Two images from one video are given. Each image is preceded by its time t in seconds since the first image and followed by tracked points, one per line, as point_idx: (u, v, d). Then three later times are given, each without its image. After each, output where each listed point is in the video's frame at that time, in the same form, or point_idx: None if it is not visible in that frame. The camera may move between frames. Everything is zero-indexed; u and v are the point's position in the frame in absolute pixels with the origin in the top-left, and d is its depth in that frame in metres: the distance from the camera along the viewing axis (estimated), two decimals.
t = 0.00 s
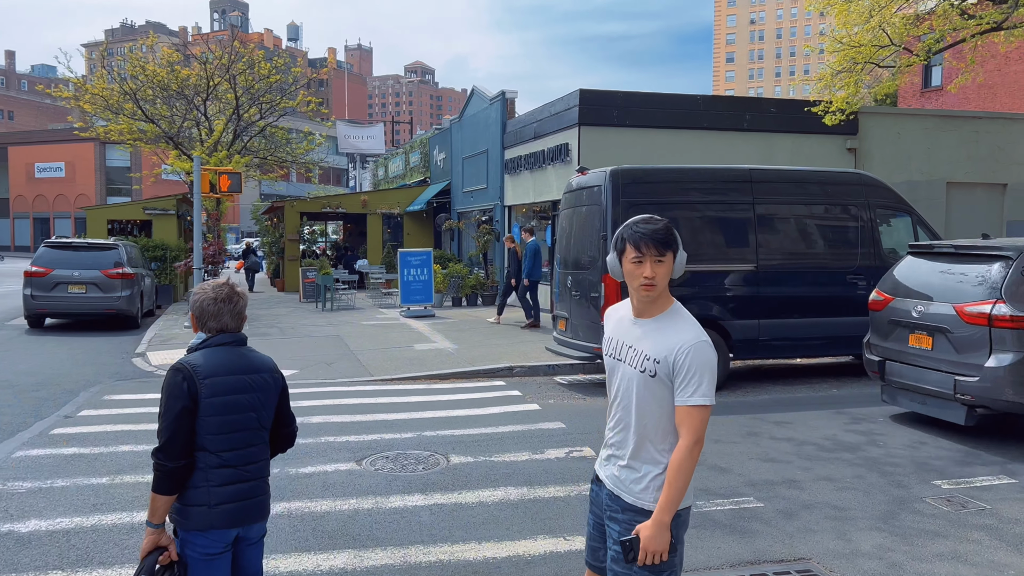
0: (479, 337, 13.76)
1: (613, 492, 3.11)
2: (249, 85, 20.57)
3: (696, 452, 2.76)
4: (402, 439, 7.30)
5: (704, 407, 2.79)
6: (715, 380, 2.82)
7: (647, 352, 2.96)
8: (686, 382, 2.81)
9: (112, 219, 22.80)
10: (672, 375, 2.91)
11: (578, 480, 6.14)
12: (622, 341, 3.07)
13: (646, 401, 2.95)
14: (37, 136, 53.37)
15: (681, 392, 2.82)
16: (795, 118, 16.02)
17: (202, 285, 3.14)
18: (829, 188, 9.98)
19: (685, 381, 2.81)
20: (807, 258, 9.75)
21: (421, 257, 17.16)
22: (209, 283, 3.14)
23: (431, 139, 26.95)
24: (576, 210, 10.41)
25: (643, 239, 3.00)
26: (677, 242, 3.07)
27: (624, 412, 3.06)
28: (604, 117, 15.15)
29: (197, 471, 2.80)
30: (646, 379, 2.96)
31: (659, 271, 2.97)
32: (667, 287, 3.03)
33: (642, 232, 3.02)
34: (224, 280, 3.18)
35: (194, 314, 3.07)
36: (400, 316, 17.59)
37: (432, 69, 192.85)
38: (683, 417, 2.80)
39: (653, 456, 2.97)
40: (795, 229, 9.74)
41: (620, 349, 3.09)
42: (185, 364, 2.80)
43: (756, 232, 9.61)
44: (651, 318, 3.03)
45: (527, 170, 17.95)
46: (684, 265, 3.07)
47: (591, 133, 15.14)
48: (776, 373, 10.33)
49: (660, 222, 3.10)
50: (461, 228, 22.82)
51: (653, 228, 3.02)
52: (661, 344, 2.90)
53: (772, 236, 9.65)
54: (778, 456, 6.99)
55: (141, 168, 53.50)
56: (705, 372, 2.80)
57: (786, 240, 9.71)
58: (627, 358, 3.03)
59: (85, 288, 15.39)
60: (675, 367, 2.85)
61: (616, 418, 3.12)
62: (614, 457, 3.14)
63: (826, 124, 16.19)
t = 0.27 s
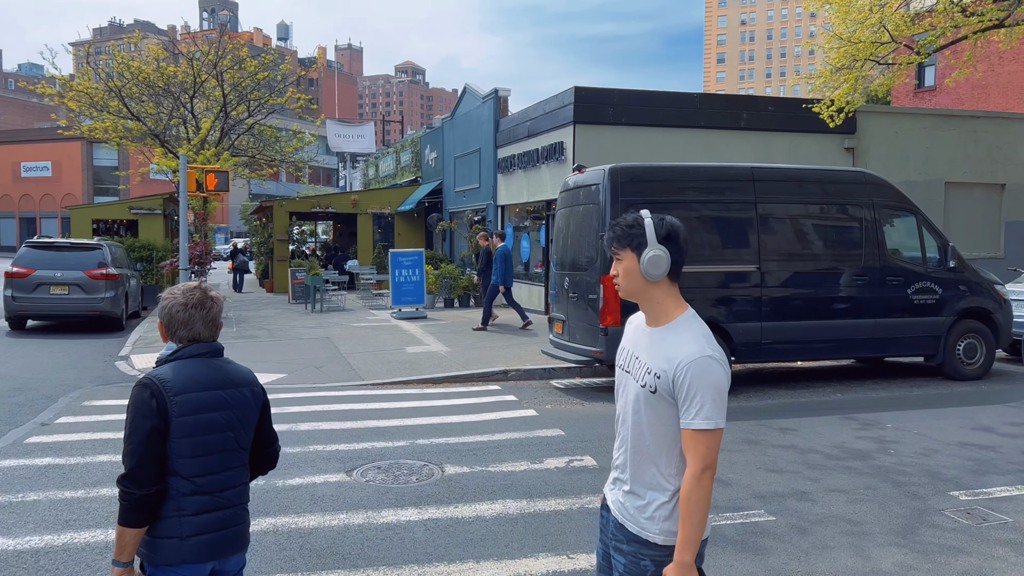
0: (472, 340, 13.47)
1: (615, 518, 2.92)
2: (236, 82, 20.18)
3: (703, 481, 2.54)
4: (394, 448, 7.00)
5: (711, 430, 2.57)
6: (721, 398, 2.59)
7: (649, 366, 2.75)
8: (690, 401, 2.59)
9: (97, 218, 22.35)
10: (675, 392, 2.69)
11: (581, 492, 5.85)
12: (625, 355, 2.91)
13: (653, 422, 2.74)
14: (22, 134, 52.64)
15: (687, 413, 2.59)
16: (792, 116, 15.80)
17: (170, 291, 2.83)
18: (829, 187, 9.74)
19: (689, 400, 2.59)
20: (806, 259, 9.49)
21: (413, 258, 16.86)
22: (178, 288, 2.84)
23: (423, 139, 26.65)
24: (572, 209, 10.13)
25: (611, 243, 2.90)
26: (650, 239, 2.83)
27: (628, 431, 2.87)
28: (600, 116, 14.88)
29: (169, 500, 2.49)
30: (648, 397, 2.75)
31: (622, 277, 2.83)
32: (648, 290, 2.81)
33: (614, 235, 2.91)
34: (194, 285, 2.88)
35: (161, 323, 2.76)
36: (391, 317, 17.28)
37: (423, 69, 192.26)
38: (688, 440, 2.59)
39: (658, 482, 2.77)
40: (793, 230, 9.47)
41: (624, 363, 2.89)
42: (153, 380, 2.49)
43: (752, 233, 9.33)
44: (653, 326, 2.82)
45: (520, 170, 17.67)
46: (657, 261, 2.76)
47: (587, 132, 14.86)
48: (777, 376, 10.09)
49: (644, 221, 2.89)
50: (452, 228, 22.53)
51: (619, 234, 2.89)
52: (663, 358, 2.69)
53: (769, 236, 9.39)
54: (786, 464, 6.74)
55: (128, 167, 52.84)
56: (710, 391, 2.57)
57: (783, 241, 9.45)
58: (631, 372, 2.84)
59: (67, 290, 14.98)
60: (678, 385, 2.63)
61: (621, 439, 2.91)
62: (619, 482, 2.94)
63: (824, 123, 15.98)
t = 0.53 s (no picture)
0: (470, 341, 13.18)
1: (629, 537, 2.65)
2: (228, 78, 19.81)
3: (708, 491, 2.26)
4: (392, 454, 6.69)
5: (718, 434, 2.28)
6: (729, 400, 2.29)
7: (660, 363, 2.49)
8: (695, 401, 2.31)
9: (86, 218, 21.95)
10: (684, 395, 2.41)
11: (590, 500, 5.56)
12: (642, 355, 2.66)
13: (662, 426, 2.48)
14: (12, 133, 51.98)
15: (690, 415, 2.32)
16: (794, 112, 15.56)
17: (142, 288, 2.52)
18: (830, 182, 9.42)
19: (693, 400, 2.31)
20: (804, 257, 9.19)
21: (409, 257, 16.56)
22: (153, 284, 2.53)
23: (417, 137, 26.33)
24: (574, 207, 9.85)
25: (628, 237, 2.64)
26: (661, 223, 2.53)
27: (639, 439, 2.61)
28: (599, 112, 14.59)
29: (147, 525, 2.18)
30: (657, 398, 2.49)
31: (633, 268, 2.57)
32: (663, 280, 2.52)
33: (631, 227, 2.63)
34: (170, 280, 2.57)
35: (134, 323, 2.45)
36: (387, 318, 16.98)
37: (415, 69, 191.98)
38: (693, 446, 2.32)
39: (668, 495, 2.49)
40: (794, 228, 9.19)
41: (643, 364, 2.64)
42: (125, 388, 2.18)
43: (750, 230, 9.04)
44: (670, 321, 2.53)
45: (518, 168, 17.38)
46: (669, 245, 2.46)
47: (586, 128, 14.58)
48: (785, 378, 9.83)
49: (658, 206, 2.60)
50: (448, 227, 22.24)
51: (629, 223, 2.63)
52: (671, 355, 2.43)
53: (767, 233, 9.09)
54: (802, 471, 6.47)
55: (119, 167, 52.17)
56: (717, 390, 2.28)
57: (783, 239, 9.16)
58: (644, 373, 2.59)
59: (54, 289, 14.60)
60: (684, 383, 2.36)
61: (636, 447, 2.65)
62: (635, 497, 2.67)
63: (826, 120, 15.74)
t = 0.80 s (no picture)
0: (471, 344, 12.92)
1: (659, 574, 2.25)
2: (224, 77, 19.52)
3: (743, 522, 1.86)
4: (398, 466, 6.41)
5: (760, 459, 1.87)
6: (780, 418, 1.87)
7: (700, 374, 2.09)
8: (736, 419, 1.91)
9: (79, 218, 21.62)
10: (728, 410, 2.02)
11: (607, 516, 5.29)
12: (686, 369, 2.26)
13: (699, 446, 2.08)
14: (5, 133, 51.53)
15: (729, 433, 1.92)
16: (801, 112, 15.34)
17: (140, 297, 2.30)
18: (836, 182, 9.13)
19: (735, 418, 1.91)
20: (806, 259, 8.90)
21: (409, 259, 16.30)
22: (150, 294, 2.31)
23: (415, 137, 26.07)
24: (581, 208, 9.60)
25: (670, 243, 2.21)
26: (713, 231, 2.11)
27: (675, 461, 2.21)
28: (603, 111, 14.35)
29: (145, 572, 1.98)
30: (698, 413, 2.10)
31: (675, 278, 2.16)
32: (711, 292, 2.11)
33: (675, 232, 2.20)
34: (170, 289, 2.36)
35: (129, 336, 2.24)
36: (386, 320, 16.72)
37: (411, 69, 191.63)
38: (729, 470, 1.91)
39: (702, 526, 2.09)
40: (806, 230, 8.93)
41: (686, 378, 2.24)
42: (117, 418, 1.97)
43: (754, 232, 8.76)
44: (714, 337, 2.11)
45: (519, 168, 17.14)
46: (723, 256, 2.05)
47: (589, 128, 14.33)
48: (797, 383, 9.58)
49: (707, 209, 2.18)
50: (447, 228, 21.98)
51: (671, 226, 2.22)
52: (713, 365, 2.03)
53: (769, 235, 8.79)
54: (825, 482, 6.22)
55: (113, 167, 51.74)
56: (765, 406, 1.87)
57: (794, 241, 8.91)
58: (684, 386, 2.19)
59: (46, 292, 14.30)
60: (724, 398, 1.95)
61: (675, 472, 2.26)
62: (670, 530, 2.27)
63: (832, 120, 15.52)
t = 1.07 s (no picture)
0: (478, 346, 12.71)
1: None
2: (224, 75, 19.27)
3: (851, 549, 1.64)
4: (413, 472, 6.17)
5: (866, 476, 1.65)
6: (892, 429, 1.66)
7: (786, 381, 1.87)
8: (838, 430, 1.69)
9: (77, 218, 21.36)
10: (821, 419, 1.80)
11: (634, 526, 5.08)
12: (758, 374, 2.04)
13: (782, 460, 1.86)
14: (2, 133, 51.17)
15: (830, 444, 1.71)
16: (810, 111, 15.16)
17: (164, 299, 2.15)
18: (847, 181, 8.92)
19: (836, 429, 1.69)
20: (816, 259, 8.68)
21: (413, 259, 16.10)
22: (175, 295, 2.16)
23: (417, 136, 25.86)
24: (594, 207, 9.40)
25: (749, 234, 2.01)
26: (807, 224, 1.91)
27: (750, 478, 1.98)
28: (610, 109, 14.14)
29: None
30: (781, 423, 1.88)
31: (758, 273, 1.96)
32: (799, 292, 1.90)
33: (756, 223, 2.00)
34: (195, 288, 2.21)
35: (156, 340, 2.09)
36: (389, 322, 16.51)
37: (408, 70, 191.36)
38: (829, 488, 1.70)
39: (784, 553, 1.85)
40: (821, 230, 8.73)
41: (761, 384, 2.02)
42: (156, 438, 1.82)
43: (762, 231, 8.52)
44: (797, 341, 1.89)
45: (523, 167, 16.93)
46: (820, 252, 1.85)
47: (596, 126, 14.12)
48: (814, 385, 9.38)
49: (798, 200, 1.98)
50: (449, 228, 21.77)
51: (755, 215, 2.02)
52: (804, 370, 1.81)
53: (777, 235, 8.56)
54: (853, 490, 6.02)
55: (111, 168, 51.41)
56: (875, 417, 1.66)
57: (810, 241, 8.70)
58: (759, 394, 1.97)
59: (45, 293, 14.06)
60: (824, 406, 1.74)
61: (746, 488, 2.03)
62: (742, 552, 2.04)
63: (842, 119, 15.34)
